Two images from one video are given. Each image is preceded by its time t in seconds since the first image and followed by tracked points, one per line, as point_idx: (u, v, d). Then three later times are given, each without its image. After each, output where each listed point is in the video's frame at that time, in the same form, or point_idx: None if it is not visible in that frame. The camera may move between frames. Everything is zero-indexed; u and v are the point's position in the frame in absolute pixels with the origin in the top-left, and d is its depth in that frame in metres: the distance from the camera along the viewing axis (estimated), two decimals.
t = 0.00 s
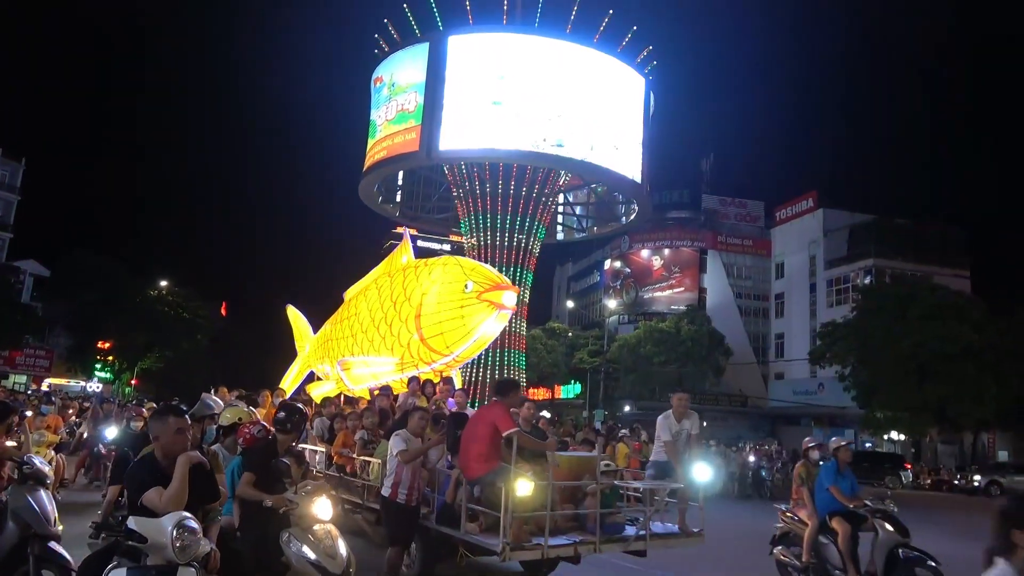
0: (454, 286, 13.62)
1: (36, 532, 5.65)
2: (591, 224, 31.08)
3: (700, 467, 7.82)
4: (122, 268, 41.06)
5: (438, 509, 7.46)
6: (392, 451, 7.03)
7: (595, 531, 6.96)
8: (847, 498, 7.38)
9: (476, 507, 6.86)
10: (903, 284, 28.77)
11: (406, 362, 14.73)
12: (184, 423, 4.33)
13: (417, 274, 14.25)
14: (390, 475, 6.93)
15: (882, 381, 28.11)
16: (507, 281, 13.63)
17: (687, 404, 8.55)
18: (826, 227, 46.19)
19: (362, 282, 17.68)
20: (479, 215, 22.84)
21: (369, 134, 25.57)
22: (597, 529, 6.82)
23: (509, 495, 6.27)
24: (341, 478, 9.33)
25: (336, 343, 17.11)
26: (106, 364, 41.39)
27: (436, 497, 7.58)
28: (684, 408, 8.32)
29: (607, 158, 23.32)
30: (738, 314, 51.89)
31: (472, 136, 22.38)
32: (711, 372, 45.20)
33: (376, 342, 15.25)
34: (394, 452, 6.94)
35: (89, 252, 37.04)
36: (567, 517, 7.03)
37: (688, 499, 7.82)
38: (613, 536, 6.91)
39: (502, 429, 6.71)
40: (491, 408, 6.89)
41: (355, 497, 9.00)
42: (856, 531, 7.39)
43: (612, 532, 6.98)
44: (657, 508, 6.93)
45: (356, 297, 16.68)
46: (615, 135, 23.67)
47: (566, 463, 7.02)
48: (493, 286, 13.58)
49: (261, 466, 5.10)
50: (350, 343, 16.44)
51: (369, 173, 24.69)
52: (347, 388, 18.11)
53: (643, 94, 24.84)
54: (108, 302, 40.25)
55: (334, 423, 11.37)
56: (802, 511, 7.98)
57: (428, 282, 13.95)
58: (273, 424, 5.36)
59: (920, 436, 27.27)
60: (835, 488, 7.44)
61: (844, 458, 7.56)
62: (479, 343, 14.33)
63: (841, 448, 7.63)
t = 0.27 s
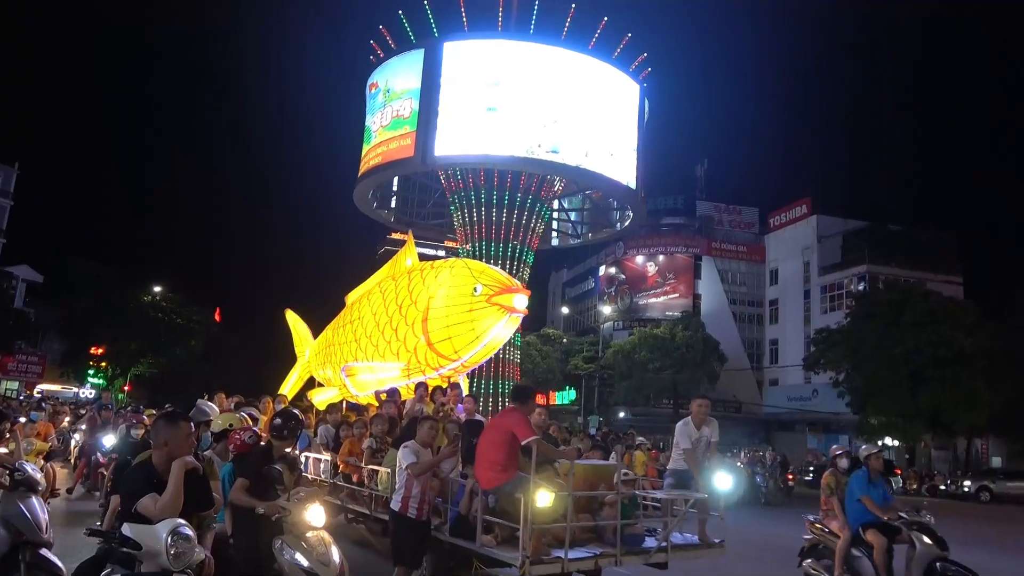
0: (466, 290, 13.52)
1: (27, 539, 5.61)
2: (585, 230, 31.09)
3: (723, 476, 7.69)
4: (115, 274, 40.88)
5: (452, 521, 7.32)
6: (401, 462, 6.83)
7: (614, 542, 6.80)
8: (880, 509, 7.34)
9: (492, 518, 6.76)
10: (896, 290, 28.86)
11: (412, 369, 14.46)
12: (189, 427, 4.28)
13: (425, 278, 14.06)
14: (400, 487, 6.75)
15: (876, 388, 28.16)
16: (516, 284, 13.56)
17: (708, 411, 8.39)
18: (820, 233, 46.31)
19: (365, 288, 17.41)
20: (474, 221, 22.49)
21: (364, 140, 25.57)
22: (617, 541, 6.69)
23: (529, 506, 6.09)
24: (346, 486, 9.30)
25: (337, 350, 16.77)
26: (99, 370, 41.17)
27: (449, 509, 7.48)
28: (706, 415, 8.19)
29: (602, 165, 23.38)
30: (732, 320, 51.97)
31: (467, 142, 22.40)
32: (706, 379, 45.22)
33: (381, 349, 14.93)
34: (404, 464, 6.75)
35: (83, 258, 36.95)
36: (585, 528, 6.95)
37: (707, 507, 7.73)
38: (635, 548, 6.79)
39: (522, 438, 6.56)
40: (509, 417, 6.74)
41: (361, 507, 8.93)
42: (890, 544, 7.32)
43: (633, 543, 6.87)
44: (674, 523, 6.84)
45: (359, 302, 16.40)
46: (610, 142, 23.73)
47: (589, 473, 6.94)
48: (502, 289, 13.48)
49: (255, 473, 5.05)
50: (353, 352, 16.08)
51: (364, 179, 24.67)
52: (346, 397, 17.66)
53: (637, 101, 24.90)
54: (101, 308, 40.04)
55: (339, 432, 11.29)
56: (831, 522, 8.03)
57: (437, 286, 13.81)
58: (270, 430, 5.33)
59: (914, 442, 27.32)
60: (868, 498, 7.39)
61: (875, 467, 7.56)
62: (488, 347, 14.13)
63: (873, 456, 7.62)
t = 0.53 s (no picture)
0: (475, 291, 12.75)
1: (19, 544, 5.57)
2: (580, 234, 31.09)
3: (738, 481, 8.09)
4: (109, 278, 40.72)
5: (467, 530, 7.20)
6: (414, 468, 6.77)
7: (635, 552, 6.91)
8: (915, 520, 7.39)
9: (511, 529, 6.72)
10: (890, 294, 28.98)
11: (421, 372, 13.82)
12: (187, 432, 4.30)
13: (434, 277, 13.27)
14: (410, 494, 6.65)
15: (870, 392, 28.25)
16: (531, 285, 12.80)
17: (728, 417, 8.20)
18: (814, 237, 46.46)
19: (371, 285, 16.81)
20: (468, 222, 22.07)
21: (359, 144, 25.55)
22: (640, 552, 6.60)
23: (550, 514, 6.13)
24: (353, 493, 9.26)
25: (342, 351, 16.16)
26: (92, 375, 41.01)
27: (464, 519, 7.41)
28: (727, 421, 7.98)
29: (597, 170, 23.43)
30: (727, 325, 52.06)
31: (463, 146, 22.45)
32: (701, 383, 45.26)
33: (388, 350, 14.21)
34: (416, 470, 6.67)
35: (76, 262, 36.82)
36: (605, 538, 6.99)
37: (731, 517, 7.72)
38: (658, 559, 6.75)
39: (541, 444, 6.43)
40: (530, 424, 6.64)
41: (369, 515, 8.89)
42: (929, 555, 7.31)
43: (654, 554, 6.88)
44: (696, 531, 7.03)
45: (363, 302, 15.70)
46: (605, 147, 23.79)
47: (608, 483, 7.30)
48: (516, 289, 12.72)
49: (247, 479, 5.03)
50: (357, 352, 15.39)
51: (359, 183, 24.66)
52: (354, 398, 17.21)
53: (632, 106, 24.95)
54: (95, 312, 39.87)
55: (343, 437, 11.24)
56: (865, 533, 8.08)
57: (446, 287, 13.05)
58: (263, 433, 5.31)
59: (908, 446, 27.42)
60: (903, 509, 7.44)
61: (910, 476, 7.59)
62: (501, 350, 13.45)
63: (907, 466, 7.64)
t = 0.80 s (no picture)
0: (486, 291, 12.51)
1: (10, 549, 5.50)
2: (576, 238, 31.12)
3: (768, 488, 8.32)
4: (103, 282, 40.60)
5: (485, 538, 7.22)
6: (430, 477, 6.58)
7: (658, 561, 6.95)
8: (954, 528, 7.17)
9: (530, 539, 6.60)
10: (883, 297, 29.11)
11: (429, 375, 13.54)
12: (182, 437, 4.31)
13: (443, 278, 13.04)
14: (428, 506, 6.51)
15: (864, 396, 28.35)
16: (544, 285, 12.59)
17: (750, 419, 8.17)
18: (808, 242, 46.59)
19: (375, 288, 16.60)
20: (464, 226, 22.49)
21: (354, 147, 25.55)
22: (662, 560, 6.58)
23: (574, 525, 6.04)
24: (361, 500, 9.25)
25: (347, 354, 15.88)
26: (86, 379, 40.85)
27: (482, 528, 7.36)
28: (749, 424, 7.92)
29: (592, 174, 23.45)
30: (721, 328, 52.29)
31: (458, 150, 22.47)
32: (696, 387, 45.29)
33: (394, 353, 13.91)
34: (433, 479, 6.49)
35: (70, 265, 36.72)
36: (626, 548, 7.00)
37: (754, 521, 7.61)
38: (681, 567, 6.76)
39: (566, 450, 6.27)
40: (552, 427, 6.45)
41: (379, 524, 8.91)
42: (972, 567, 7.10)
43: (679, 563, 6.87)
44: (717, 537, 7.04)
45: (368, 304, 15.42)
46: (600, 150, 23.82)
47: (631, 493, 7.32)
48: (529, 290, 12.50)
49: (241, 482, 5.11)
50: (361, 356, 15.09)
51: (354, 187, 24.66)
52: (358, 402, 16.90)
53: (627, 110, 25.00)
54: (88, 316, 39.73)
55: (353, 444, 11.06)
56: (905, 544, 8.00)
57: (455, 288, 12.80)
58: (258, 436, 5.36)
59: (902, 450, 27.52)
60: (944, 518, 7.23)
61: (949, 483, 7.35)
62: (512, 352, 13.21)
63: (948, 472, 7.40)
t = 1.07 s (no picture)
0: (495, 292, 12.45)
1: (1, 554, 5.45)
2: (571, 242, 31.12)
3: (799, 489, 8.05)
4: (96, 284, 40.43)
5: (502, 548, 7.10)
6: (447, 482, 6.65)
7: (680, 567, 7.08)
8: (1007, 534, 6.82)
9: (550, 546, 6.54)
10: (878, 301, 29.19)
11: (438, 378, 13.47)
12: (174, 440, 4.31)
13: (454, 279, 13.01)
14: (445, 510, 6.61)
15: (858, 399, 28.41)
16: (556, 286, 12.55)
17: (776, 423, 7.56)
18: (802, 245, 46.70)
19: (380, 290, 16.57)
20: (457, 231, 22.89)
21: (349, 151, 25.53)
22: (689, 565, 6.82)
23: (599, 537, 6.08)
24: (369, 508, 9.17)
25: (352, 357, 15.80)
26: (78, 383, 40.63)
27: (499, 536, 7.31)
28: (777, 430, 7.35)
29: (587, 178, 23.47)
30: (716, 331, 52.35)
31: (454, 153, 22.49)
32: (691, 390, 45.29)
33: (401, 356, 13.83)
34: (449, 485, 6.54)
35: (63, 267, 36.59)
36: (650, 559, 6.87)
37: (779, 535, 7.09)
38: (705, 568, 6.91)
39: (586, 456, 6.19)
40: (572, 433, 6.36)
41: (390, 533, 8.84)
42: None
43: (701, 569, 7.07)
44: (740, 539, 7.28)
45: (374, 306, 15.37)
46: (596, 154, 23.84)
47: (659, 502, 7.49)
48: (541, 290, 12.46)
49: (230, 488, 5.21)
50: (367, 359, 15.01)
51: (349, 190, 24.65)
52: (363, 406, 16.81)
53: (622, 113, 25.03)
54: (81, 319, 39.55)
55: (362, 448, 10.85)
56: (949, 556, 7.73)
57: (465, 289, 12.75)
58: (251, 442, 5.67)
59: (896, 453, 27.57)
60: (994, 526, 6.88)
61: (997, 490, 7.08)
62: (524, 355, 13.14)
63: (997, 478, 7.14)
